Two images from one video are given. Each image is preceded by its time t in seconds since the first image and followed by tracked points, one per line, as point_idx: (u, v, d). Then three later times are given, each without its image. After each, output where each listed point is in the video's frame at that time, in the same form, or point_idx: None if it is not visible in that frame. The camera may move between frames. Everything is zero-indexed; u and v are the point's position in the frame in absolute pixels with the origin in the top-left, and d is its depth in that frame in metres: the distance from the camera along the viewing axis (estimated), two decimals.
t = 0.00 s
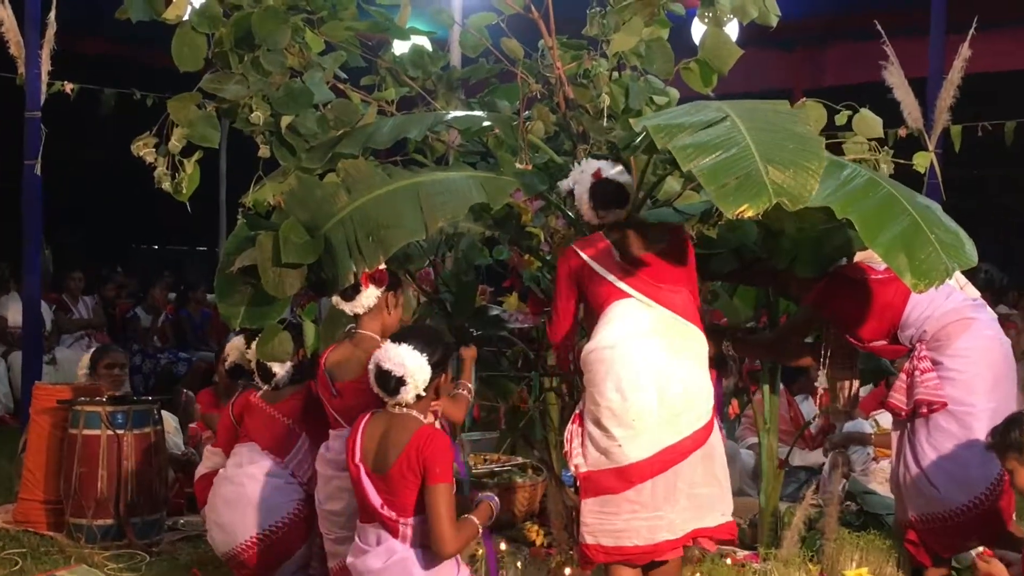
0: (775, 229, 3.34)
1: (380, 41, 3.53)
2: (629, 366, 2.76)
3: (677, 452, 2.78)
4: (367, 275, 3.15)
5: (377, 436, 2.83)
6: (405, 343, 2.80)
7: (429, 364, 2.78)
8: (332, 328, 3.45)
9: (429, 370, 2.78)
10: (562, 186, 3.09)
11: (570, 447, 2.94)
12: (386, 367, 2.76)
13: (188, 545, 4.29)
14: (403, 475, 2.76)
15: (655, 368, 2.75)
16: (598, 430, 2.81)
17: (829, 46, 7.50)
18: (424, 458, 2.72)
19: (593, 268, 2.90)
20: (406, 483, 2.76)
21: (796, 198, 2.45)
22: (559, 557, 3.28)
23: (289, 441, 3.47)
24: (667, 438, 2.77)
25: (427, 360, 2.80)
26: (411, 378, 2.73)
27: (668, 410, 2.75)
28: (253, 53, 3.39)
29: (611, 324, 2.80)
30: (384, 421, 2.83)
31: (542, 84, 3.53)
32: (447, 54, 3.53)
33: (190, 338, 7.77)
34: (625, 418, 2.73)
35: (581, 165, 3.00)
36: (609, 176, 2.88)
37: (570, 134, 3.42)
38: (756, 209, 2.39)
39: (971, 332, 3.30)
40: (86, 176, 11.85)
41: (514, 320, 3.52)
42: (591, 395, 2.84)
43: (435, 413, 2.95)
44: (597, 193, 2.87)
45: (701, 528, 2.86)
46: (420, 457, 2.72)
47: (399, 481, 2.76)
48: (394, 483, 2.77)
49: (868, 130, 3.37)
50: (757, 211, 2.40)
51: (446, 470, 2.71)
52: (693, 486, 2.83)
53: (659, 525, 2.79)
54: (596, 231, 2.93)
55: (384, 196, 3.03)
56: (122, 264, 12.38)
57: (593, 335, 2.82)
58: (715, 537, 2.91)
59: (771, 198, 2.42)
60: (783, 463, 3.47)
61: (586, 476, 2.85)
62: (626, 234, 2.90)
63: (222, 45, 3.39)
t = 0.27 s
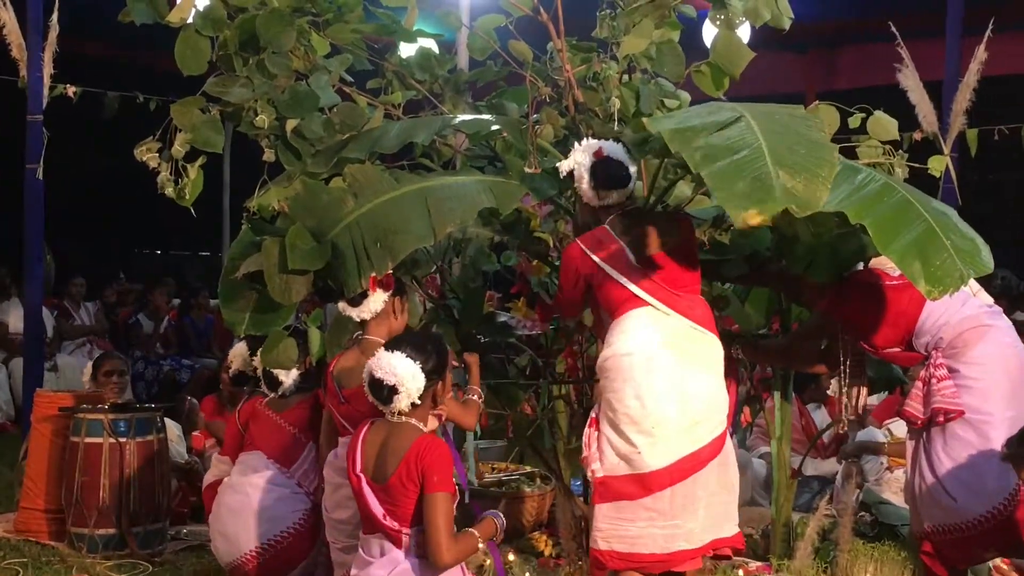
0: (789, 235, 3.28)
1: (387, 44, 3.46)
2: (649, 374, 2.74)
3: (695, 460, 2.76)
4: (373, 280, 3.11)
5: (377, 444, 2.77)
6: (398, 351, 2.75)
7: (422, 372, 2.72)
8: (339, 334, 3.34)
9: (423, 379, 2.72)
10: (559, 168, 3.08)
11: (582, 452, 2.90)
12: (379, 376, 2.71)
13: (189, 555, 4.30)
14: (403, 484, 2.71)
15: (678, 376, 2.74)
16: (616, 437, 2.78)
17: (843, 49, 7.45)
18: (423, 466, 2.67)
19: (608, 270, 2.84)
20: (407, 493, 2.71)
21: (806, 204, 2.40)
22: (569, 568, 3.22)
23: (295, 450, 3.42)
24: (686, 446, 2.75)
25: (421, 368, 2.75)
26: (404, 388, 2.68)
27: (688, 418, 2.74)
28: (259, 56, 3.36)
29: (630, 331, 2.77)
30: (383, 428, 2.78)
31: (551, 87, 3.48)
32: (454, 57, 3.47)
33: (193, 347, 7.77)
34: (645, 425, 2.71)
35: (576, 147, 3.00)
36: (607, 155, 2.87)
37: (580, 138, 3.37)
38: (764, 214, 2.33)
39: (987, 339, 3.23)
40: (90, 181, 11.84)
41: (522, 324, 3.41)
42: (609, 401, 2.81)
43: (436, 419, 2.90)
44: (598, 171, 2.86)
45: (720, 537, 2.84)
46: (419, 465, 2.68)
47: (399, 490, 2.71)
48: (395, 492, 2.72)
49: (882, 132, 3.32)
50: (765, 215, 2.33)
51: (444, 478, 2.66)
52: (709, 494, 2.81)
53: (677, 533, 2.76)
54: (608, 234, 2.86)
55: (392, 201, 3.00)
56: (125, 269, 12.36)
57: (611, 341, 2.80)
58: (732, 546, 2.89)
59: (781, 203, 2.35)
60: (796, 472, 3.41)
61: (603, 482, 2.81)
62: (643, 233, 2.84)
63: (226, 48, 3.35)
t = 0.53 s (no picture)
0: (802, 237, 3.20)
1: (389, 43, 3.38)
2: (668, 378, 2.72)
3: (713, 464, 2.75)
4: (377, 282, 3.04)
5: (387, 448, 2.71)
6: (402, 356, 2.69)
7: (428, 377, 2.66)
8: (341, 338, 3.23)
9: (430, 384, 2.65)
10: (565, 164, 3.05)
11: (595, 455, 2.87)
12: (383, 381, 2.65)
13: (189, 565, 4.31)
14: (413, 489, 2.64)
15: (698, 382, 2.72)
16: (634, 441, 2.75)
17: (858, 48, 7.65)
18: (435, 470, 2.60)
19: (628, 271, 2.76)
20: (417, 497, 2.64)
21: (839, 203, 2.32)
22: None
23: (298, 457, 3.35)
24: (704, 450, 2.73)
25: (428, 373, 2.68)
26: (410, 393, 2.62)
27: (708, 422, 2.72)
28: (260, 55, 3.29)
29: (647, 335, 2.74)
30: (395, 432, 2.72)
31: (558, 86, 3.41)
32: (459, 56, 3.40)
33: (194, 352, 7.63)
34: (665, 430, 2.69)
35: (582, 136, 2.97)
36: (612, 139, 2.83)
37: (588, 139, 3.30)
38: (798, 214, 2.26)
39: (1006, 344, 3.13)
40: (92, 186, 11.79)
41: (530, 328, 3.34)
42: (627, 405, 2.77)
43: (450, 424, 2.82)
44: (603, 156, 2.80)
45: (733, 542, 2.83)
46: (431, 469, 2.61)
47: (409, 495, 2.64)
48: (404, 497, 2.65)
49: (896, 133, 3.24)
50: (800, 214, 2.26)
51: (457, 483, 2.59)
52: (725, 499, 2.79)
53: (692, 538, 2.75)
54: (630, 235, 2.77)
55: (396, 204, 2.92)
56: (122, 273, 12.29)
57: (627, 346, 2.76)
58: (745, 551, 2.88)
59: (814, 202, 2.28)
60: (810, 481, 3.32)
61: (618, 486, 2.78)
62: (672, 235, 2.78)
63: (227, 47, 3.29)
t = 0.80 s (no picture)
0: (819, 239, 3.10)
1: (392, 39, 3.28)
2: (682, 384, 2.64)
3: (725, 472, 2.68)
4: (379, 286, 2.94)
5: (399, 454, 2.63)
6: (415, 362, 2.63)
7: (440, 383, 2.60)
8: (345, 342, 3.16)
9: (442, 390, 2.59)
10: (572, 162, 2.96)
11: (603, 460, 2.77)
12: (394, 386, 2.60)
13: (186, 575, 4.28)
14: (425, 495, 2.54)
15: (711, 388, 2.65)
16: (644, 447, 2.67)
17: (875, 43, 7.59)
18: (449, 476, 2.51)
19: (645, 276, 2.65)
20: (429, 504, 2.54)
21: (862, 207, 2.21)
22: None
23: (306, 466, 3.25)
24: (716, 458, 2.67)
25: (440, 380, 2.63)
26: (420, 399, 2.56)
27: (721, 428, 2.66)
28: (258, 51, 3.16)
29: (660, 338, 2.65)
30: (408, 437, 2.63)
31: (567, 83, 3.31)
32: (464, 52, 3.29)
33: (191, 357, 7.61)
34: (678, 437, 2.62)
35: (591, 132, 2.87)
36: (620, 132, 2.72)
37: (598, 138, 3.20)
38: (822, 223, 2.15)
39: None
40: (89, 184, 11.70)
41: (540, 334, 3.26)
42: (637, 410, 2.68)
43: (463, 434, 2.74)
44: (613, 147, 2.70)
45: (742, 551, 2.77)
46: (445, 476, 2.52)
47: (421, 501, 2.55)
48: (416, 503, 2.56)
49: (917, 131, 3.13)
50: (823, 225, 2.15)
51: (471, 490, 2.49)
52: (735, 507, 2.73)
53: (703, 547, 2.68)
54: (647, 237, 2.65)
55: (398, 205, 2.83)
56: (118, 276, 12.20)
57: (639, 349, 2.67)
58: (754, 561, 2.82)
59: (837, 212, 2.17)
60: (828, 491, 3.22)
61: (628, 493, 2.70)
62: (688, 241, 2.67)
63: (225, 44, 3.16)
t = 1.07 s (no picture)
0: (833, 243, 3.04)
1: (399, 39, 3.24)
2: (682, 387, 2.63)
3: (728, 478, 2.66)
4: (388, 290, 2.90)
5: (411, 461, 2.59)
6: (431, 368, 2.61)
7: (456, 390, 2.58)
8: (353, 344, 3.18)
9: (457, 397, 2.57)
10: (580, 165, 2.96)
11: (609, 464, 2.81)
12: (409, 391, 2.58)
13: None
14: (436, 503, 2.50)
15: (712, 391, 2.62)
16: (646, 451, 2.68)
17: (888, 42, 7.55)
18: (461, 485, 2.47)
19: (646, 278, 2.67)
20: (440, 512, 2.50)
21: (867, 209, 2.15)
22: None
23: (317, 471, 3.19)
24: (719, 463, 2.64)
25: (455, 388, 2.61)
26: (434, 406, 2.54)
27: (723, 432, 2.63)
28: (263, 51, 3.12)
29: (662, 342, 2.65)
30: (423, 443, 2.60)
31: (576, 83, 3.26)
32: (472, 52, 3.24)
33: (195, 362, 7.48)
34: (677, 441, 2.61)
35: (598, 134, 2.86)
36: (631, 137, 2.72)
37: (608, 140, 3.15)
38: (822, 220, 2.10)
39: None
40: (89, 185, 11.63)
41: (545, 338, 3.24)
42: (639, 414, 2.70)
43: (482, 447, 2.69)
44: (623, 151, 2.70)
45: (749, 559, 2.75)
46: (457, 485, 2.48)
47: (431, 509, 2.51)
48: (426, 511, 2.52)
49: (936, 132, 3.11)
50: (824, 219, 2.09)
51: (482, 500, 2.45)
52: (742, 514, 2.70)
53: (708, 555, 2.67)
54: (647, 239, 2.66)
55: (406, 206, 2.77)
56: (119, 279, 12.13)
57: (642, 352, 2.68)
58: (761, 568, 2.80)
59: (840, 208, 2.11)
60: (842, 499, 3.17)
61: (631, 497, 2.72)
62: (688, 242, 2.64)
63: (230, 43, 3.11)
